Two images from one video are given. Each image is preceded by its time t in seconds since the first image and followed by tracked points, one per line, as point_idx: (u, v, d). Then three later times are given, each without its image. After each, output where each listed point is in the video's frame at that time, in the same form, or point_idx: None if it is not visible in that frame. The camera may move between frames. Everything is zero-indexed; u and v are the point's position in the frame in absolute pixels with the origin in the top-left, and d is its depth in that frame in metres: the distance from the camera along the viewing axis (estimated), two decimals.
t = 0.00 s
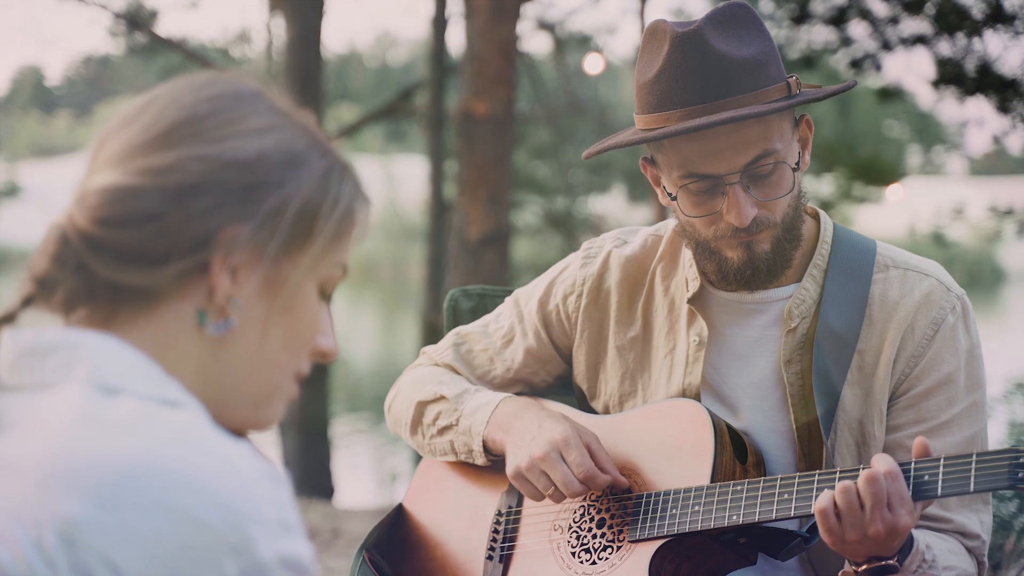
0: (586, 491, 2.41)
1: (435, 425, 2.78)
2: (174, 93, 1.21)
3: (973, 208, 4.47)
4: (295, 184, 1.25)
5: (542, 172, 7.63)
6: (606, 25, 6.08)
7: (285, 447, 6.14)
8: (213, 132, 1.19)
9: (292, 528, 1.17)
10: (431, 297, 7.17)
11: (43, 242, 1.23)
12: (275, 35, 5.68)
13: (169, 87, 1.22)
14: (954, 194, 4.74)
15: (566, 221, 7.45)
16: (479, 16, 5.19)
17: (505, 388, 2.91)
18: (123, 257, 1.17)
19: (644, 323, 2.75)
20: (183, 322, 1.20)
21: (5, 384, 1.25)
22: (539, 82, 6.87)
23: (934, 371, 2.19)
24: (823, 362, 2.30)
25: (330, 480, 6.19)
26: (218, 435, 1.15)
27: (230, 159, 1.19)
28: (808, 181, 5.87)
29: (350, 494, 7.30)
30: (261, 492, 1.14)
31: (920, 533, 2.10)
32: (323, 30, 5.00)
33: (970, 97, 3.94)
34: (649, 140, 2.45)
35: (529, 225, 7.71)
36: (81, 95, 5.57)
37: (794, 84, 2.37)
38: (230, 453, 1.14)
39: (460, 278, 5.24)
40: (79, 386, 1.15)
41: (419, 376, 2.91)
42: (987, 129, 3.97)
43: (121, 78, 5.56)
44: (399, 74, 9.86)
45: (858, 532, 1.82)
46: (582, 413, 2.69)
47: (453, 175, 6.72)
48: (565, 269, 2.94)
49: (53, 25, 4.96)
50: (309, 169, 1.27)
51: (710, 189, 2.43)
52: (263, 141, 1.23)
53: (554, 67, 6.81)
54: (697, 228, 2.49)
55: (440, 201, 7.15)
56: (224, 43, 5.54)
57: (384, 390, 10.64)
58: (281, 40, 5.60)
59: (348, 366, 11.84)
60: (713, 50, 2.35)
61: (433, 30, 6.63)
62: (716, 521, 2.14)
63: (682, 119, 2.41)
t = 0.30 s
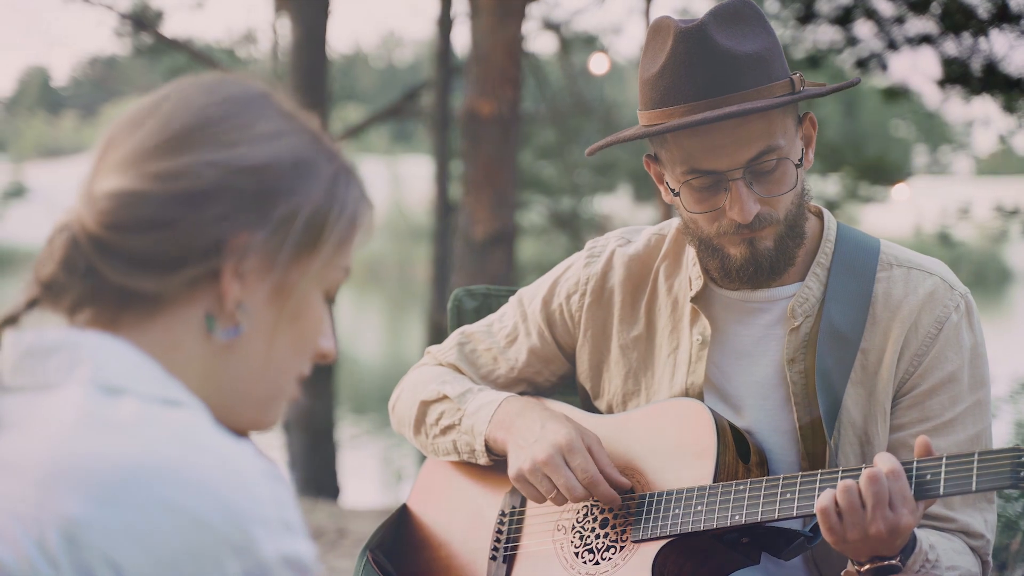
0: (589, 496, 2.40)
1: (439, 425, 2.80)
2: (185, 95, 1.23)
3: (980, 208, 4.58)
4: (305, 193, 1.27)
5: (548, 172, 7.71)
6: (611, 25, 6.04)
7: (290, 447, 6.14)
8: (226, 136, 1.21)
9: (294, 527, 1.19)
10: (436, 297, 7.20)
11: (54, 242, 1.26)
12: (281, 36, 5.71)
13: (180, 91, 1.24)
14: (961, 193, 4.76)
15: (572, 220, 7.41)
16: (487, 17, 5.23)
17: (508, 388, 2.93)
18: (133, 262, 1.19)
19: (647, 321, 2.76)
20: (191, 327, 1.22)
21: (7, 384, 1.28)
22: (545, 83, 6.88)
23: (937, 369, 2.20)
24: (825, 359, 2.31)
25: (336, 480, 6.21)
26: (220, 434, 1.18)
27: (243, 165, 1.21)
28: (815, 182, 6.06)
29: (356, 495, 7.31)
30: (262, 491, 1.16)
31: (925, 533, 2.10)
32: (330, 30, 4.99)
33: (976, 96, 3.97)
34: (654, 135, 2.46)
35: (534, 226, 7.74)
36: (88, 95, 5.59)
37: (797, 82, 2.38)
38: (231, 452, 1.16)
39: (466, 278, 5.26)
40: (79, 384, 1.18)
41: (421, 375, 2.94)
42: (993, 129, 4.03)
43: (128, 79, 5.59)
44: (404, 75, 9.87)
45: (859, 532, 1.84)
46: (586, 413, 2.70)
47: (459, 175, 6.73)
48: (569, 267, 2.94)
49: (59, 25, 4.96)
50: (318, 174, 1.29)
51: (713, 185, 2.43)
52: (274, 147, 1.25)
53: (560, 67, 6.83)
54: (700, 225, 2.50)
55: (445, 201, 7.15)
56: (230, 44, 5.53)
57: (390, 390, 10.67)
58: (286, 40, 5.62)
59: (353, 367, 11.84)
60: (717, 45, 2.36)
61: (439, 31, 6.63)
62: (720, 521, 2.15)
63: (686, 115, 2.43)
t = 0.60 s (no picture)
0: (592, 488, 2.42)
1: (440, 424, 2.79)
2: (197, 102, 1.20)
3: (985, 209, 4.60)
4: (318, 206, 1.27)
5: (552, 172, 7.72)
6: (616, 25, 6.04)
7: (294, 446, 6.15)
8: (238, 150, 1.19)
9: (295, 530, 1.19)
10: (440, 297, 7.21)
11: (58, 248, 1.25)
12: (285, 35, 5.71)
13: (189, 93, 1.21)
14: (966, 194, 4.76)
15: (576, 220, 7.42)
16: (490, 17, 5.23)
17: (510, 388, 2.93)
18: (147, 283, 1.18)
19: (648, 322, 2.77)
20: (203, 340, 1.24)
21: (7, 385, 1.28)
22: (549, 82, 6.88)
23: (938, 370, 2.20)
24: (825, 361, 2.31)
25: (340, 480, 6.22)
26: (223, 438, 1.19)
27: (260, 185, 1.20)
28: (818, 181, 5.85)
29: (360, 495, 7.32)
30: (264, 493, 1.17)
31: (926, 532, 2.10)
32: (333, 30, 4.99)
33: (979, 96, 3.90)
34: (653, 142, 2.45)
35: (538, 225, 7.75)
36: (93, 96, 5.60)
37: (795, 84, 2.38)
38: (234, 454, 1.17)
39: (470, 277, 5.26)
40: (80, 385, 1.18)
41: (424, 374, 2.93)
42: (998, 128, 3.99)
43: (133, 79, 5.60)
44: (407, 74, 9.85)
45: (859, 532, 1.84)
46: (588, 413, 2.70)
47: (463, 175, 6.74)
48: (570, 269, 2.94)
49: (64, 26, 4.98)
50: (329, 186, 1.28)
51: (713, 191, 2.42)
52: (287, 160, 1.23)
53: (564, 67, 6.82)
54: (700, 229, 2.49)
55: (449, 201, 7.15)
56: (235, 44, 5.54)
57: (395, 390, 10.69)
58: (290, 40, 5.63)
59: (358, 366, 11.83)
60: (714, 51, 2.36)
61: (443, 31, 6.63)
62: (724, 520, 2.16)
63: (685, 121, 2.42)
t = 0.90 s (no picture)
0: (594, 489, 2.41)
1: (442, 423, 2.79)
2: (206, 116, 1.18)
3: (991, 209, 4.67)
4: (328, 219, 1.25)
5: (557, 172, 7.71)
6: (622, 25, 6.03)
7: (300, 446, 6.15)
8: (250, 170, 1.18)
9: (295, 531, 1.18)
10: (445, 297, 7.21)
11: (62, 255, 1.24)
12: (290, 35, 5.71)
13: (200, 105, 1.18)
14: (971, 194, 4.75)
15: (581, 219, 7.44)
16: (495, 16, 5.22)
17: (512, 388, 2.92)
18: (158, 309, 1.19)
19: (650, 322, 2.76)
20: (211, 352, 1.25)
21: (8, 386, 1.26)
22: (554, 82, 6.88)
23: (940, 370, 2.20)
24: (827, 361, 2.30)
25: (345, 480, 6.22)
26: (224, 439, 1.18)
27: (269, 203, 1.19)
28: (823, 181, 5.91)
29: (365, 495, 7.33)
30: (264, 495, 1.16)
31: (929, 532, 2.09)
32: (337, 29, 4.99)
33: (985, 97, 3.94)
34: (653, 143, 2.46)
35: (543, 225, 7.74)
36: (98, 95, 5.61)
37: (795, 84, 2.39)
38: (235, 457, 1.16)
39: (475, 277, 5.26)
40: (81, 385, 1.17)
41: (427, 373, 2.92)
42: (1003, 129, 4.02)
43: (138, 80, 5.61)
44: (412, 74, 9.85)
45: (861, 533, 1.83)
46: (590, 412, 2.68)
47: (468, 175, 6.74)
48: (573, 268, 2.93)
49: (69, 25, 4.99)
50: (338, 197, 1.27)
51: (713, 191, 2.43)
52: (298, 175, 1.21)
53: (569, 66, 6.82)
54: (701, 229, 2.49)
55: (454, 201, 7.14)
56: (239, 44, 5.55)
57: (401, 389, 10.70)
58: (295, 40, 5.63)
59: (364, 366, 11.84)
60: (714, 51, 2.37)
61: (448, 31, 6.63)
62: (725, 520, 2.15)
63: (684, 122, 2.43)
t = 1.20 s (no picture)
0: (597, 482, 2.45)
1: (446, 422, 2.81)
2: (218, 123, 1.17)
3: (1000, 208, 4.63)
4: (341, 224, 1.25)
5: (564, 172, 7.72)
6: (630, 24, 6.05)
7: (307, 445, 6.17)
8: (263, 178, 1.18)
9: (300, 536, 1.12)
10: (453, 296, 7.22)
11: (70, 260, 1.24)
12: (297, 36, 5.75)
13: (211, 111, 1.18)
14: (979, 193, 4.75)
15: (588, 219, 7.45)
16: (501, 16, 5.26)
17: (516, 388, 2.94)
18: (168, 319, 1.19)
19: (654, 323, 2.76)
20: (224, 360, 1.26)
21: (15, 386, 1.23)
22: (561, 81, 6.89)
23: (946, 369, 2.21)
24: (831, 361, 2.30)
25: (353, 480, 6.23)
26: (228, 440, 1.14)
27: (280, 213, 1.19)
28: (832, 180, 5.80)
29: (372, 495, 7.35)
30: (269, 499, 1.11)
31: (935, 531, 2.10)
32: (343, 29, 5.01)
33: (994, 96, 3.92)
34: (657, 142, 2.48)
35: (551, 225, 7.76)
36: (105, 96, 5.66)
37: (800, 83, 2.38)
38: (240, 459, 1.12)
39: (483, 276, 5.28)
40: (85, 386, 1.14)
41: (430, 372, 2.94)
42: (1012, 128, 4.01)
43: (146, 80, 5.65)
44: (419, 75, 9.88)
45: (863, 531, 1.84)
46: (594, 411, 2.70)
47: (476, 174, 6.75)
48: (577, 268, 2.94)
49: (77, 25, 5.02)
50: (352, 200, 1.27)
51: (716, 190, 2.43)
52: (309, 183, 1.21)
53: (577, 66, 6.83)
54: (705, 229, 2.49)
55: (462, 201, 7.16)
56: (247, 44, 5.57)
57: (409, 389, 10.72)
58: (303, 40, 5.66)
59: (371, 367, 11.87)
60: (718, 50, 2.36)
61: (456, 31, 6.64)
62: (729, 520, 2.16)
63: (688, 121, 2.43)
